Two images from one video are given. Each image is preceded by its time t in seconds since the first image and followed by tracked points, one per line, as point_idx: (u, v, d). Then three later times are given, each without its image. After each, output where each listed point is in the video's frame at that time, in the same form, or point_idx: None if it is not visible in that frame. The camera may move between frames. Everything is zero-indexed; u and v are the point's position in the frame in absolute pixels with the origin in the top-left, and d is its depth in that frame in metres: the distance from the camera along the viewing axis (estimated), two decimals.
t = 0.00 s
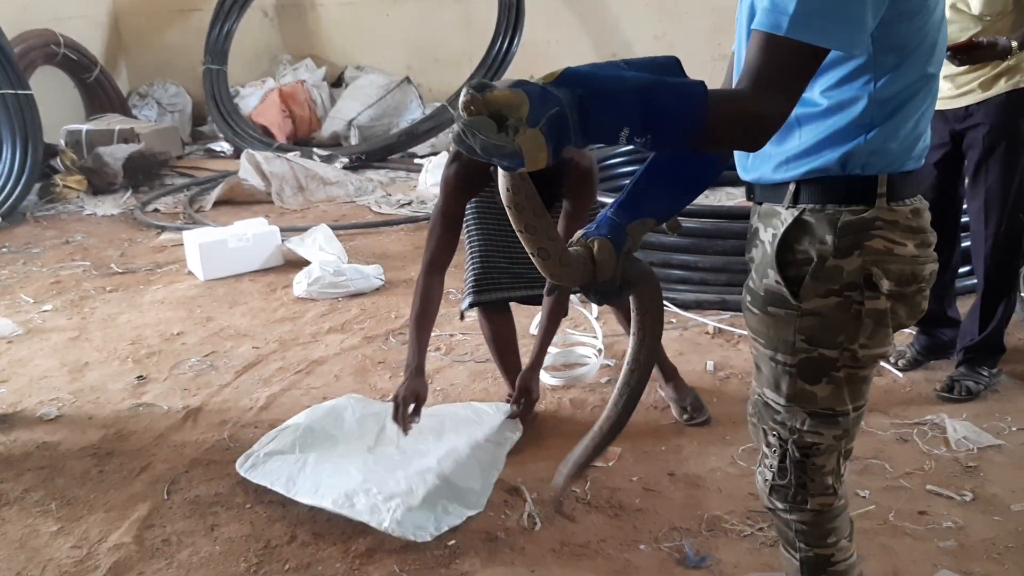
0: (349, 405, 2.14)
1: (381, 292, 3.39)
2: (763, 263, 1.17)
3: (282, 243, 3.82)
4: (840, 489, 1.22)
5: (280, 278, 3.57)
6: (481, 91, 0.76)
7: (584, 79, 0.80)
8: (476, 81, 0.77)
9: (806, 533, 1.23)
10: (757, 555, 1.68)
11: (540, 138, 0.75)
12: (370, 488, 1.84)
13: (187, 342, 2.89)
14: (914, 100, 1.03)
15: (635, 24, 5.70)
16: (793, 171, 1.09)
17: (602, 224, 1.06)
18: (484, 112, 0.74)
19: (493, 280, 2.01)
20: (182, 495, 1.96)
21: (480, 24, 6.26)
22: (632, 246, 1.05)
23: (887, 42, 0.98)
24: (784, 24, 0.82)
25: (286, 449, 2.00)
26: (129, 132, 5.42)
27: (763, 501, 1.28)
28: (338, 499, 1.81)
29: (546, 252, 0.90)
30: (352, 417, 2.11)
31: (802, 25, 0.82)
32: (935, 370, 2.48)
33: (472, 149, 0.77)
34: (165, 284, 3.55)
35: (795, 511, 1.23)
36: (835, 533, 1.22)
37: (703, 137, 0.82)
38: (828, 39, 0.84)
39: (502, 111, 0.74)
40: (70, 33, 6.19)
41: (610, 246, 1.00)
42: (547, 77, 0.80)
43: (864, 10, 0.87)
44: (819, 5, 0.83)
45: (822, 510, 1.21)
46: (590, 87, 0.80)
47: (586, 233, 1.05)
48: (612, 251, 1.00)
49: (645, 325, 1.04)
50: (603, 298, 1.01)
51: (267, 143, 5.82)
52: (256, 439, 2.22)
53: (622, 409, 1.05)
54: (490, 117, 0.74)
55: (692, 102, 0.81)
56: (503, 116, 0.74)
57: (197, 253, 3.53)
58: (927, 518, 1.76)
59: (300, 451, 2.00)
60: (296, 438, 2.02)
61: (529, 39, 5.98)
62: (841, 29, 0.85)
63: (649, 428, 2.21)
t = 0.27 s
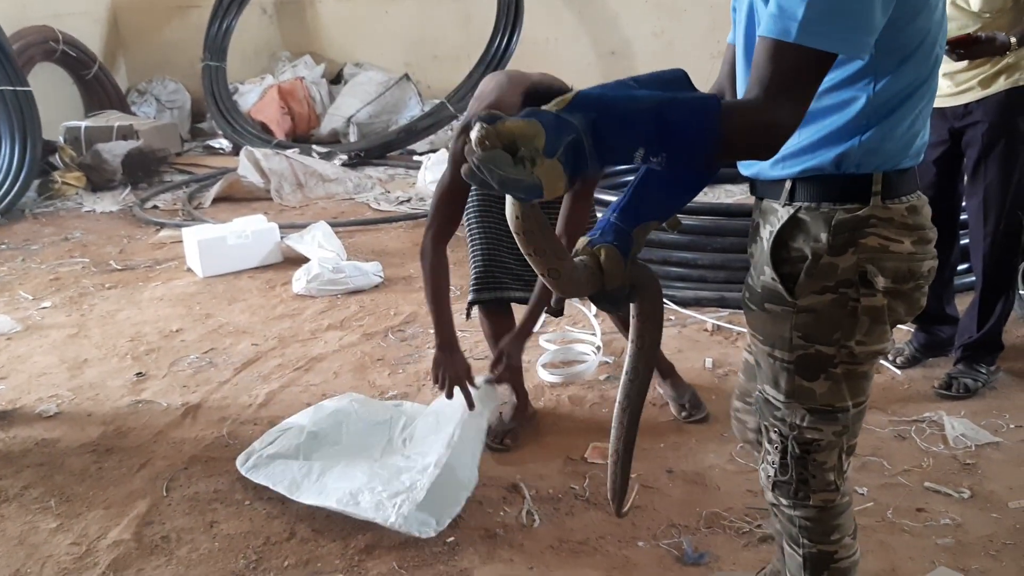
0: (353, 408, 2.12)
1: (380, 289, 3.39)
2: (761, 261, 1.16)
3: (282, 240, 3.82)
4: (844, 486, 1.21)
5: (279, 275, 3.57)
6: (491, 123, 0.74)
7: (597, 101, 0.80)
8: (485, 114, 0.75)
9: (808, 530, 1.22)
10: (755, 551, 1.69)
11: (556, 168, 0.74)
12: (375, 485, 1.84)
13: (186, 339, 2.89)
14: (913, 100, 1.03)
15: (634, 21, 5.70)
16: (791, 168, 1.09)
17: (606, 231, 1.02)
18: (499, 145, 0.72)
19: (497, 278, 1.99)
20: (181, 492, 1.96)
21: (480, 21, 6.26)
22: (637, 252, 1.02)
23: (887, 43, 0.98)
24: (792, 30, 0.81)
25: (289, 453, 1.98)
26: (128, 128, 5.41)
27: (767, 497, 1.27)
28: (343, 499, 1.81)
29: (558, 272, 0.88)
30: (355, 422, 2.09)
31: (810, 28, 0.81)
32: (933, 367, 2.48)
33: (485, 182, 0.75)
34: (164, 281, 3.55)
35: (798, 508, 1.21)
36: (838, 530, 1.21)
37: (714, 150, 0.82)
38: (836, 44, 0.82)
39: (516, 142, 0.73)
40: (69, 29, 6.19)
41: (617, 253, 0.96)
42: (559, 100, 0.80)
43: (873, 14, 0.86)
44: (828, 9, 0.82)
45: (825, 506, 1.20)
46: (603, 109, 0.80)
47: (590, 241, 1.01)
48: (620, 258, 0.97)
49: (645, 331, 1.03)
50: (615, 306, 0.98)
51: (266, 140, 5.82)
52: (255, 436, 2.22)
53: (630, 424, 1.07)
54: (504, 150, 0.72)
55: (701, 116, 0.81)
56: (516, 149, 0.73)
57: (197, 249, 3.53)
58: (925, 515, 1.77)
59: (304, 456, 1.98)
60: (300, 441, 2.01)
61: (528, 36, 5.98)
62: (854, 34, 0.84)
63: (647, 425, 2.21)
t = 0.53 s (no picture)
0: (348, 400, 2.12)
1: (379, 285, 3.38)
2: (772, 254, 1.14)
3: (280, 236, 3.81)
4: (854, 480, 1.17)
5: (277, 271, 3.56)
6: (513, 140, 0.75)
7: (618, 112, 0.79)
8: (507, 134, 0.75)
9: (818, 525, 1.17)
10: (754, 547, 1.69)
11: (582, 182, 0.75)
12: (387, 463, 1.89)
13: (184, 335, 2.89)
14: (920, 92, 1.03)
15: (633, 19, 5.69)
16: (800, 163, 1.08)
17: (619, 238, 0.99)
18: (524, 163, 0.73)
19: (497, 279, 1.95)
20: (179, 487, 1.96)
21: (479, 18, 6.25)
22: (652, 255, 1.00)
23: (896, 35, 0.98)
24: (801, 28, 0.81)
25: (292, 445, 1.99)
26: (126, 124, 5.40)
27: (775, 492, 1.22)
28: (357, 479, 1.85)
29: (578, 282, 0.88)
30: (354, 411, 2.09)
31: (819, 26, 0.81)
32: (932, 364, 2.48)
33: (510, 200, 0.76)
34: (162, 276, 3.54)
35: (808, 502, 1.17)
36: (848, 525, 1.17)
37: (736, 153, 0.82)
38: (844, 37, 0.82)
39: (540, 159, 0.73)
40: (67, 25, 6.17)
41: (632, 259, 0.97)
42: (581, 113, 0.79)
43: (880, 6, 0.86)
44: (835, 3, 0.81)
45: (836, 501, 1.15)
46: (626, 120, 0.79)
47: (604, 248, 0.99)
48: (635, 264, 0.97)
49: (656, 334, 1.04)
50: (631, 310, 1.00)
51: (264, 136, 5.80)
52: (253, 432, 2.21)
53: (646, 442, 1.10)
54: (530, 168, 0.73)
55: (723, 121, 0.80)
56: (542, 167, 0.73)
57: (195, 245, 3.52)
58: (923, 512, 1.77)
59: (308, 448, 1.99)
60: (301, 434, 2.01)
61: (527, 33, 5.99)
62: (860, 23, 0.83)
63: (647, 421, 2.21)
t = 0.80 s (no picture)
0: (349, 399, 2.13)
1: (378, 282, 3.38)
2: (771, 258, 1.13)
3: (279, 233, 3.80)
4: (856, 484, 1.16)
5: (276, 267, 3.56)
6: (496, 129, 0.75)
7: (600, 102, 0.78)
8: (489, 123, 0.76)
9: (819, 528, 1.17)
10: (752, 544, 1.69)
11: (562, 169, 0.74)
12: (389, 473, 1.87)
13: (183, 331, 2.88)
14: (911, 84, 1.02)
15: (633, 16, 5.69)
16: (797, 166, 1.08)
17: (619, 241, 1.02)
18: (503, 150, 0.73)
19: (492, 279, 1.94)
20: (178, 483, 1.96)
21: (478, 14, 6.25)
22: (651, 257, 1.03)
23: (878, 26, 0.98)
24: (775, 16, 0.80)
25: (290, 444, 1.99)
26: (124, 119, 5.39)
27: (776, 495, 1.22)
28: (356, 487, 1.83)
29: (568, 279, 0.87)
30: (354, 411, 2.09)
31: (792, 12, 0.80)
32: (930, 362, 2.49)
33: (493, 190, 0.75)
34: (161, 272, 3.54)
35: (808, 505, 1.17)
36: (848, 528, 1.17)
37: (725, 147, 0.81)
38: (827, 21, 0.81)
39: (520, 146, 0.73)
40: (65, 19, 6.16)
41: (629, 262, 0.96)
42: (561, 103, 0.78)
43: None
44: None
45: (837, 504, 1.15)
46: (608, 110, 0.78)
47: (604, 251, 1.00)
48: (633, 266, 0.96)
49: (658, 339, 1.08)
50: (629, 314, 0.99)
51: (263, 132, 5.79)
52: (252, 428, 2.21)
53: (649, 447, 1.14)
54: (512, 156, 0.73)
55: (709, 111, 0.80)
56: (523, 154, 0.73)
57: (193, 241, 3.51)
58: (921, 509, 1.77)
59: (306, 448, 1.99)
60: (299, 433, 2.01)
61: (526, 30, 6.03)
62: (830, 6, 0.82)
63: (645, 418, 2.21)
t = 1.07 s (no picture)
0: (348, 395, 2.13)
1: (377, 279, 3.38)
2: (768, 267, 1.11)
3: (278, 229, 3.80)
4: (858, 497, 1.13)
5: (275, 264, 3.56)
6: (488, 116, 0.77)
7: (591, 87, 0.79)
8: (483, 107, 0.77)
9: (820, 540, 1.15)
10: (751, 542, 1.69)
11: (557, 152, 0.75)
12: (388, 466, 1.87)
13: (182, 327, 2.88)
14: (897, 76, 0.98)
15: (633, 14, 5.69)
16: (795, 173, 1.05)
17: (609, 251, 0.98)
18: (496, 135, 0.74)
19: (493, 275, 1.94)
20: (177, 479, 1.96)
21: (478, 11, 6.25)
22: (643, 272, 0.99)
23: (851, 20, 0.95)
24: None
25: (288, 440, 1.99)
26: (123, 115, 5.38)
27: (780, 504, 1.20)
28: (355, 482, 1.83)
29: (554, 278, 0.87)
30: (353, 407, 2.09)
31: None
32: (929, 360, 2.49)
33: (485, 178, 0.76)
34: (160, 268, 3.54)
35: (810, 517, 1.15)
36: (851, 542, 1.14)
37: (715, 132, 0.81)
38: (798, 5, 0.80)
39: (513, 130, 0.74)
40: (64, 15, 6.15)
41: (618, 272, 0.94)
42: (553, 91, 0.79)
43: None
44: None
45: (838, 518, 1.13)
46: (600, 97, 0.79)
47: (593, 261, 0.97)
48: (621, 276, 0.94)
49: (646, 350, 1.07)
50: (613, 326, 0.95)
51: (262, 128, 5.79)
52: (250, 424, 2.21)
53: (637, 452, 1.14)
54: (503, 138, 0.74)
55: (696, 97, 0.80)
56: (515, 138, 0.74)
57: (192, 237, 3.51)
58: (919, 507, 1.77)
59: (305, 444, 1.99)
60: (297, 430, 2.01)
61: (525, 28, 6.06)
62: None
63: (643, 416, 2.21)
